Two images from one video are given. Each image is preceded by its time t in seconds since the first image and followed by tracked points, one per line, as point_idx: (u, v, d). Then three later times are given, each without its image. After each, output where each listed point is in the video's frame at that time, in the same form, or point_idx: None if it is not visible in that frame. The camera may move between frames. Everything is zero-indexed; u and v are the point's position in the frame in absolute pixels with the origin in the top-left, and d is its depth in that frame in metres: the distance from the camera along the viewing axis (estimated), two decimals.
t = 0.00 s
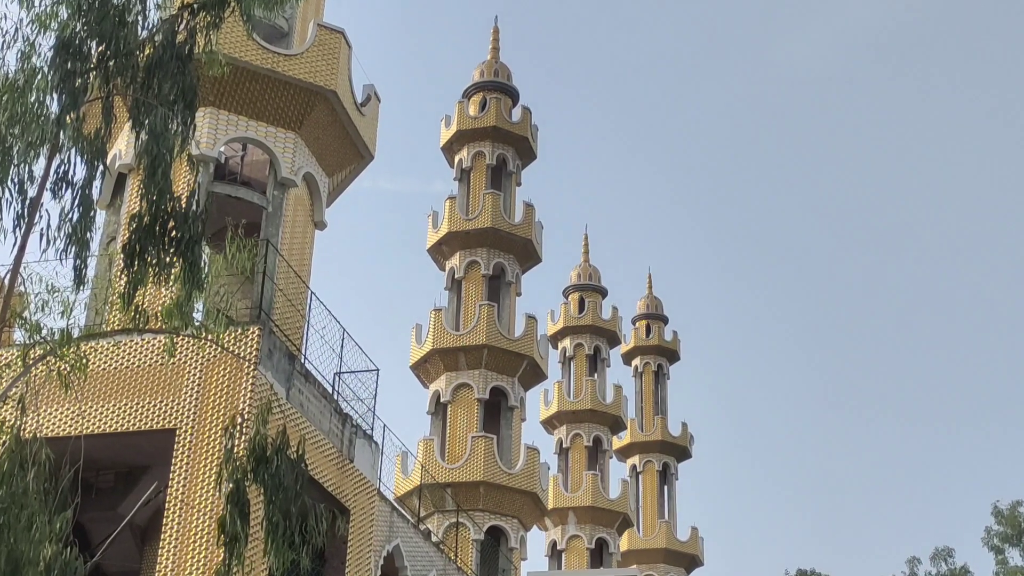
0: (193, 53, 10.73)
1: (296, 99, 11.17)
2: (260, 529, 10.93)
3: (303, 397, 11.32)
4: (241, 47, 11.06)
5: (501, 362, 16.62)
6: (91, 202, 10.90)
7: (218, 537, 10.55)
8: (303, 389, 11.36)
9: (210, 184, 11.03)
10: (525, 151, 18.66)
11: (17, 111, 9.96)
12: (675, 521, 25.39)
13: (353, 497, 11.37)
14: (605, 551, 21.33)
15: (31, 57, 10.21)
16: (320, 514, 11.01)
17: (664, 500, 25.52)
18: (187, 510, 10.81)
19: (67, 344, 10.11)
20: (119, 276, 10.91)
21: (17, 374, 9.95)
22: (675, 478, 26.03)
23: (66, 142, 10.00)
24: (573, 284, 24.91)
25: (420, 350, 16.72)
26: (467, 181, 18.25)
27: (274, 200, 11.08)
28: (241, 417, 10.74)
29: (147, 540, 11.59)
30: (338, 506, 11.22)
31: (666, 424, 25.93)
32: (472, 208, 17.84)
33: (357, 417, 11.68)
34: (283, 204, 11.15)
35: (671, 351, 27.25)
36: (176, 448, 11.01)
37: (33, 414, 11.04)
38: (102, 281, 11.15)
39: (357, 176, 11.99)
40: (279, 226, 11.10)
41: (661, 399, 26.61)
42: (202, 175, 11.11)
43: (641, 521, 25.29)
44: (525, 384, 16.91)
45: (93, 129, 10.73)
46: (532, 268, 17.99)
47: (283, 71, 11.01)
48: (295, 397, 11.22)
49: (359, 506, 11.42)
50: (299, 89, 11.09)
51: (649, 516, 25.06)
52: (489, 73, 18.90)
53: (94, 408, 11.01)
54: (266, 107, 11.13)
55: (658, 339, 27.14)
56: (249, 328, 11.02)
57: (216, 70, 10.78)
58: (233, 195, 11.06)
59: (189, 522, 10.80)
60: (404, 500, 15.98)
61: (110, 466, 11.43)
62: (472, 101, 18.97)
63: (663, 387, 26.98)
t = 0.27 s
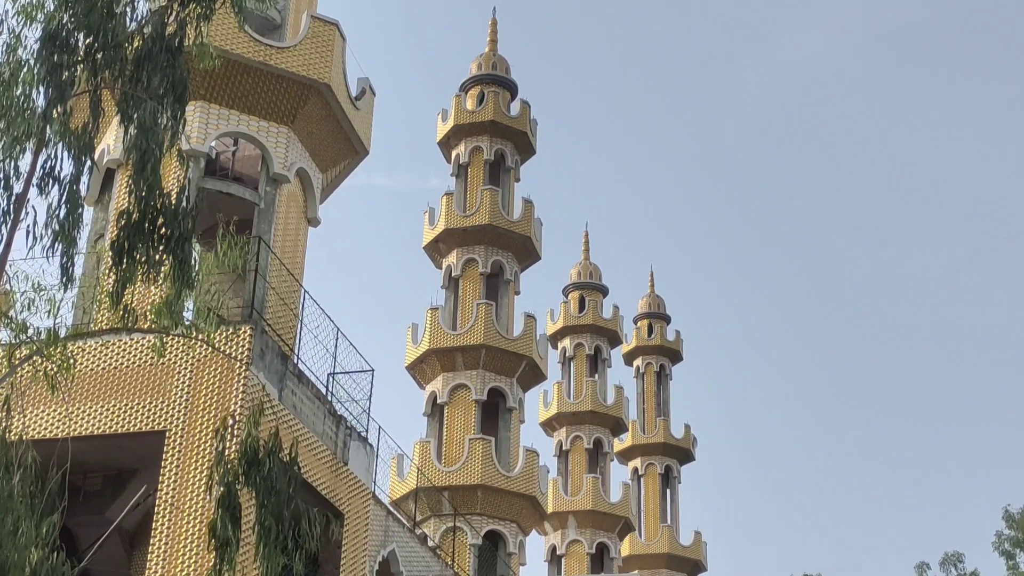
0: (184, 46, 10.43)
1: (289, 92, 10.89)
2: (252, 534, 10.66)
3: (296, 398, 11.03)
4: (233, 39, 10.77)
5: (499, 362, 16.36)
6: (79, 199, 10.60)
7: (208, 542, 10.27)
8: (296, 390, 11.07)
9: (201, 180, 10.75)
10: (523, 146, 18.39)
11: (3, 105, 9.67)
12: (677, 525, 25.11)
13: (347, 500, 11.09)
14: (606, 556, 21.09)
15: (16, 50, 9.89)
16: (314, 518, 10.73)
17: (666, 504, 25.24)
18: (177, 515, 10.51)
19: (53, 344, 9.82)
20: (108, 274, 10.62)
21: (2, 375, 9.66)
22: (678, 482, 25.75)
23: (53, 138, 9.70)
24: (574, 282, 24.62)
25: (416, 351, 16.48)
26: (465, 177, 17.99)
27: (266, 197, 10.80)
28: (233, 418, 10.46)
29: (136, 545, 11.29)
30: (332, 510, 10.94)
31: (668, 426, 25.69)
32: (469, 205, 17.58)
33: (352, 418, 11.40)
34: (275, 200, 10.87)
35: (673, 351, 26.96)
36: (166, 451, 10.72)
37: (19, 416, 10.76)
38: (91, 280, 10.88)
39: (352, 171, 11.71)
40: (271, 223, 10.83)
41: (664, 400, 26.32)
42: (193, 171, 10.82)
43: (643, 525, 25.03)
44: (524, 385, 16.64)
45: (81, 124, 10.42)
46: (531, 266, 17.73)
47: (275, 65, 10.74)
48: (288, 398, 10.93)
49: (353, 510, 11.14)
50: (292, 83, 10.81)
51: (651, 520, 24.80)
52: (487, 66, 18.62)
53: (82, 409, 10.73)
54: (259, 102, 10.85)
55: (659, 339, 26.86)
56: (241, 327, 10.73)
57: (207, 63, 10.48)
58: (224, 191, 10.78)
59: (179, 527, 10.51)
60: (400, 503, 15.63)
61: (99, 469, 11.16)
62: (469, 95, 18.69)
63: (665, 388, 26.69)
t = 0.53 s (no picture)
0: (169, 33, 9.97)
1: (278, 82, 10.47)
2: (238, 541, 10.24)
3: (285, 400, 10.61)
4: (220, 26, 10.35)
5: (496, 363, 16.00)
6: (60, 193, 10.15)
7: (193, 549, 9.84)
8: (285, 391, 10.65)
9: (187, 173, 10.34)
10: (521, 138, 17.98)
11: None
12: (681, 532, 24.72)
13: (338, 506, 10.68)
14: (607, 564, 20.77)
15: None
16: (304, 524, 10.30)
17: (670, 511, 24.76)
18: (161, 521, 10.10)
19: (31, 343, 9.37)
20: (90, 270, 10.17)
21: None
22: (682, 487, 25.35)
23: (32, 129, 9.25)
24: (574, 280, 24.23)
25: (409, 351, 16.10)
26: (461, 170, 17.60)
27: (254, 190, 10.39)
28: (219, 420, 10.04)
29: (118, 552, 10.84)
30: (322, 516, 10.52)
31: (672, 430, 25.32)
32: (466, 200, 17.20)
33: (343, 421, 10.98)
34: (263, 194, 10.46)
35: (677, 352, 26.59)
36: (150, 454, 10.30)
37: None
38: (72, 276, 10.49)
39: (343, 163, 11.30)
40: (259, 218, 10.42)
41: (667, 403, 25.89)
42: (178, 163, 10.40)
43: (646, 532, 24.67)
44: (522, 386, 16.26)
45: (62, 114, 9.95)
46: (530, 262, 17.32)
47: (264, 53, 10.33)
48: (276, 400, 10.50)
49: (344, 516, 10.74)
50: (281, 71, 10.40)
51: (654, 526, 24.44)
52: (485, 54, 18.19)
53: (62, 411, 10.33)
54: (246, 91, 10.43)
55: (663, 339, 26.47)
56: (227, 325, 10.32)
57: (194, 50, 10.04)
58: (211, 184, 10.36)
59: (163, 534, 10.08)
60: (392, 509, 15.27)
61: (80, 473, 10.77)
62: (466, 85, 18.27)
63: (668, 390, 26.30)
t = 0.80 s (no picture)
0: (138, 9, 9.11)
1: (253, 63, 9.82)
2: (208, 553, 9.57)
3: (259, 402, 9.95)
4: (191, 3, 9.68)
5: (484, 365, 15.43)
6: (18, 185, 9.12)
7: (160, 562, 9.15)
8: (259, 394, 10.00)
9: (155, 160, 9.65)
10: (512, 125, 17.34)
11: None
12: (680, 543, 24.08)
13: (315, 516, 10.05)
14: None
15: None
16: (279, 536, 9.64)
17: (668, 522, 24.20)
18: (126, 533, 9.40)
19: None
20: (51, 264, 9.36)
21: None
22: (682, 497, 24.63)
23: None
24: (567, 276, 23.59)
25: (392, 351, 15.50)
26: (449, 159, 16.96)
27: (226, 179, 9.74)
28: (188, 425, 9.37)
29: (81, 564, 10.19)
30: (297, 527, 9.88)
31: (671, 437, 24.61)
32: (453, 191, 16.57)
33: (321, 425, 10.34)
34: (237, 183, 9.81)
35: (675, 354, 25.93)
36: (114, 461, 9.61)
37: None
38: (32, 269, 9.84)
39: (322, 152, 10.67)
40: (232, 208, 9.77)
41: (666, 408, 25.24)
42: (146, 150, 9.73)
43: (644, 544, 24.04)
44: (511, 389, 15.69)
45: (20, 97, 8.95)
46: (520, 258, 16.71)
47: (238, 33, 9.68)
48: (250, 403, 9.85)
49: (321, 526, 10.11)
50: (257, 53, 9.75)
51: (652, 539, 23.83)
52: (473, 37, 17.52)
53: (21, 414, 9.67)
54: (219, 73, 9.77)
55: (662, 341, 25.83)
56: (198, 323, 9.67)
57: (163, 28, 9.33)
58: (181, 172, 9.69)
59: (128, 546, 9.37)
60: (375, 519, 14.77)
61: (41, 479, 10.14)
62: (454, 69, 17.61)
63: (667, 393, 25.65)
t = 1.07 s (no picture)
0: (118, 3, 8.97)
1: (236, 58, 9.76)
2: (190, 551, 9.50)
3: (241, 399, 9.88)
4: None
5: (467, 362, 15.37)
6: None
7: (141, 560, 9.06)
8: (242, 391, 9.93)
9: (138, 155, 9.57)
10: (497, 121, 17.30)
11: None
12: (665, 541, 24.06)
13: (297, 514, 9.99)
14: None
15: None
16: (262, 533, 9.58)
17: (653, 520, 24.17)
18: (106, 531, 9.32)
19: None
20: (31, 260, 9.18)
21: None
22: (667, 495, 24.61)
23: None
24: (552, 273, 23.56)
25: (376, 349, 15.45)
26: (433, 154, 16.93)
27: (209, 174, 9.68)
28: (170, 421, 9.30)
29: (61, 562, 10.14)
30: (280, 524, 9.82)
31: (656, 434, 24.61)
32: (437, 186, 16.54)
33: (304, 422, 10.29)
34: (219, 178, 9.75)
35: (661, 352, 25.91)
36: (95, 458, 9.52)
37: None
38: (13, 264, 9.77)
39: (305, 147, 10.62)
40: (215, 204, 9.71)
41: (651, 405, 25.21)
42: (128, 145, 9.65)
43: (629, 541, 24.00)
44: (496, 386, 15.65)
45: None
46: (505, 255, 16.66)
47: (220, 27, 9.62)
48: (232, 399, 9.78)
49: (304, 524, 10.05)
50: (240, 47, 9.70)
51: (637, 537, 23.79)
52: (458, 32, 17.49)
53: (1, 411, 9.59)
54: (201, 67, 9.70)
55: (648, 338, 25.82)
56: (180, 319, 9.61)
57: (146, 22, 9.22)
58: (163, 167, 9.62)
59: (108, 544, 9.28)
60: (357, 517, 14.67)
61: (20, 476, 10.09)
62: (439, 64, 17.57)
63: (652, 391, 25.63)
